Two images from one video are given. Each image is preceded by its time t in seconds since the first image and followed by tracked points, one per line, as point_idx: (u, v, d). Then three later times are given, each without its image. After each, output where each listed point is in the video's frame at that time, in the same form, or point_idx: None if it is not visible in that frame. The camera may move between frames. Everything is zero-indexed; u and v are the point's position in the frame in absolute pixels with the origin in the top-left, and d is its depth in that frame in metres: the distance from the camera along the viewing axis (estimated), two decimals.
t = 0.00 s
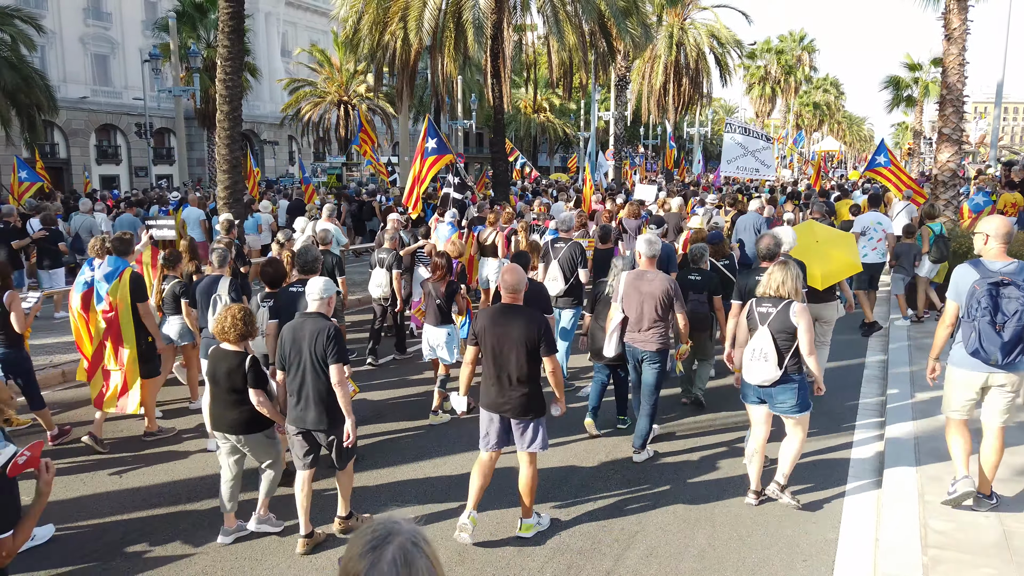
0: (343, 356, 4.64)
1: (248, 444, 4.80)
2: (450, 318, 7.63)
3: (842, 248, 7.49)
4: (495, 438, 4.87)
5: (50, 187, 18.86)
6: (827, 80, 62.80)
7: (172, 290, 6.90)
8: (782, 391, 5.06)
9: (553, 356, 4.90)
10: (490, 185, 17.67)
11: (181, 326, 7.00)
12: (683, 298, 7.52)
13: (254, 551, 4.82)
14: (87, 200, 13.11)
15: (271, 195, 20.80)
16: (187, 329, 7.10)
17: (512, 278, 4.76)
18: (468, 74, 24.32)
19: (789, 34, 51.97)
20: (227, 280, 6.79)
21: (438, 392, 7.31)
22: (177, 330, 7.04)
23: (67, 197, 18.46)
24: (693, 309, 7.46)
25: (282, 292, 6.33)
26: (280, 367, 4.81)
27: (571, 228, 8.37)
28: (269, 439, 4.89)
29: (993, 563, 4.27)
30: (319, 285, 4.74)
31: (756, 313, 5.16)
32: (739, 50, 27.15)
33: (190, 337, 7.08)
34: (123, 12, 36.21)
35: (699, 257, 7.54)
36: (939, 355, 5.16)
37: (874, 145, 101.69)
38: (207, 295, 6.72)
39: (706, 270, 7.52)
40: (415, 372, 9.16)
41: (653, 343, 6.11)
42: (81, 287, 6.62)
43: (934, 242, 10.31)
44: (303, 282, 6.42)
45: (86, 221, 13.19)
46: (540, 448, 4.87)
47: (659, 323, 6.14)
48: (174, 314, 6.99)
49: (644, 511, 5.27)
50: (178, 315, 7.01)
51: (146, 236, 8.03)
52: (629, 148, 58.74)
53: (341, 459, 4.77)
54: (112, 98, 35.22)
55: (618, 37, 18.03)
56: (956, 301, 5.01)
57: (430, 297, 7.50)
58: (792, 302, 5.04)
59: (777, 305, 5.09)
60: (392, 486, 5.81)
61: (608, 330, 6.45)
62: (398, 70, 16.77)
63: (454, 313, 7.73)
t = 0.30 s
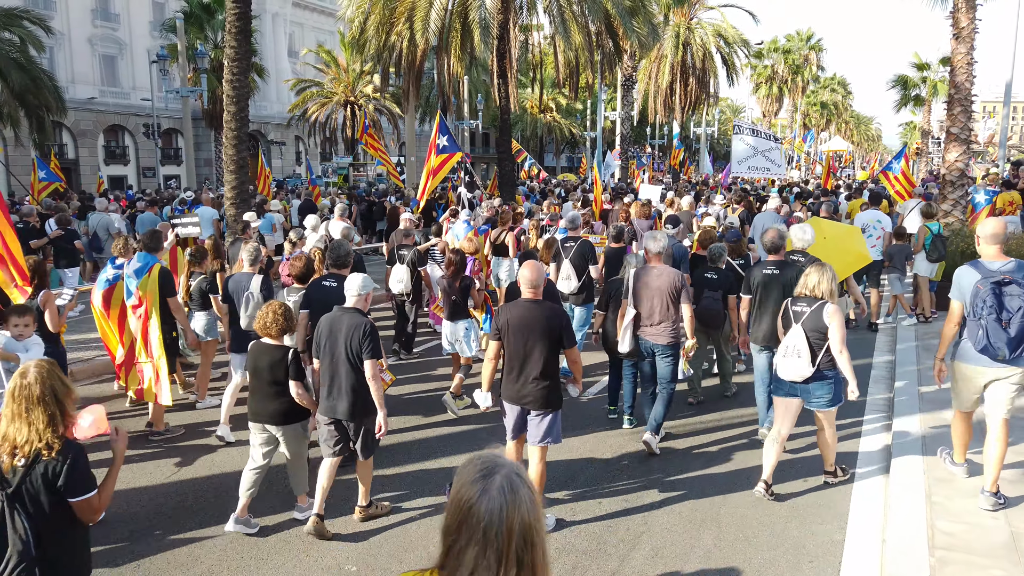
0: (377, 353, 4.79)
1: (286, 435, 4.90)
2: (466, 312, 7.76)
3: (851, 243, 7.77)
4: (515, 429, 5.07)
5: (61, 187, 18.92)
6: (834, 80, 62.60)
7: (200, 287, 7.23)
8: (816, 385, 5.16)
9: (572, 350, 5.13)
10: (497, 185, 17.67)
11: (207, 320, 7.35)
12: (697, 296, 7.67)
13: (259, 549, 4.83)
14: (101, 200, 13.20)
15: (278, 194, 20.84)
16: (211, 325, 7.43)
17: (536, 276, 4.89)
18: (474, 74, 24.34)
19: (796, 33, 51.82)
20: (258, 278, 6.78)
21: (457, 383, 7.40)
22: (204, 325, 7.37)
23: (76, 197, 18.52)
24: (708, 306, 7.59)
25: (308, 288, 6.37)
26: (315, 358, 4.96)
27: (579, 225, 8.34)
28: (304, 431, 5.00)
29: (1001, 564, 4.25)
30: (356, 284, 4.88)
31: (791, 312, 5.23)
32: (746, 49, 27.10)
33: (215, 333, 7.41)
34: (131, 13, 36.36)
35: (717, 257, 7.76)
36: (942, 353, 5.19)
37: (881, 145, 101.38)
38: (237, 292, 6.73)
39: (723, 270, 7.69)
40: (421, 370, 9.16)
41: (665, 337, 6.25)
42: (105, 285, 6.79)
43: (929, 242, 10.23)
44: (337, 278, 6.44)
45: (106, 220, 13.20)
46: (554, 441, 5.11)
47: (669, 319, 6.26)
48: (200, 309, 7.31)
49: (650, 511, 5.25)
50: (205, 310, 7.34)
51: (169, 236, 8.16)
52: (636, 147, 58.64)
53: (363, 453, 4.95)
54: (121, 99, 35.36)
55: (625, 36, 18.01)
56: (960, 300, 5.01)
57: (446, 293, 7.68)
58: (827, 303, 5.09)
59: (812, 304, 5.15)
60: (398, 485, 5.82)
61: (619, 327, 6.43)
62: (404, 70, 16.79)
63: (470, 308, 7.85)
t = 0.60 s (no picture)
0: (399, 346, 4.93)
1: (318, 422, 5.15)
2: (483, 308, 7.72)
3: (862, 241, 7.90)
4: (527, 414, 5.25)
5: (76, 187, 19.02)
6: (841, 79, 62.36)
7: (221, 287, 7.44)
8: (847, 367, 5.40)
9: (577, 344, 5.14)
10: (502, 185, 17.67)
11: (230, 319, 7.44)
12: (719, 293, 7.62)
13: (263, 549, 4.83)
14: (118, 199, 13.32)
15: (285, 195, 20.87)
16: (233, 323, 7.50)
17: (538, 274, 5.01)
18: (480, 74, 24.35)
19: (803, 33, 51.64)
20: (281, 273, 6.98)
21: (462, 380, 7.54)
22: (226, 322, 7.48)
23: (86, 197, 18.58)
24: (727, 302, 7.58)
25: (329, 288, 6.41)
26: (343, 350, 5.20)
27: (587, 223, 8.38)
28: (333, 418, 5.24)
29: (1008, 566, 4.23)
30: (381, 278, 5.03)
31: (824, 298, 5.47)
32: (752, 49, 27.03)
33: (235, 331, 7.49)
34: (138, 15, 36.49)
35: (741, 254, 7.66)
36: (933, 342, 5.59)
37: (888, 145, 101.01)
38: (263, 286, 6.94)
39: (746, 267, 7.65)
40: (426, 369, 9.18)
41: (676, 333, 6.33)
42: (127, 285, 6.80)
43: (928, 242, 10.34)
44: (353, 275, 6.47)
45: (121, 220, 13.26)
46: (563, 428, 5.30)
47: (682, 315, 6.31)
48: (223, 307, 7.47)
49: (655, 511, 5.24)
50: (227, 309, 7.48)
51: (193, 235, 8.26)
52: (641, 147, 58.58)
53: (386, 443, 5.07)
54: (128, 100, 35.50)
55: (630, 36, 17.97)
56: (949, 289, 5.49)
57: (460, 290, 7.66)
58: (860, 291, 5.33)
59: (845, 291, 5.40)
60: (403, 484, 5.82)
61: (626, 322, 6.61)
62: (410, 71, 16.82)
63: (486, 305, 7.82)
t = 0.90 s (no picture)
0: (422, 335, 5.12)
1: (341, 415, 5.27)
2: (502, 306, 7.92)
3: (875, 238, 8.02)
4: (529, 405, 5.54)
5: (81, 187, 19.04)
6: (848, 79, 62.17)
7: (241, 282, 7.43)
8: (865, 366, 5.48)
9: (578, 331, 5.32)
10: (508, 185, 17.68)
11: (251, 314, 7.49)
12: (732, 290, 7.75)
13: (267, 548, 4.83)
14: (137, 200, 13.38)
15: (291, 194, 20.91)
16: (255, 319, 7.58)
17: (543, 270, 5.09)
18: (485, 74, 24.35)
19: (810, 33, 51.50)
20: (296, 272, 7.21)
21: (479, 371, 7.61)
22: (247, 318, 7.52)
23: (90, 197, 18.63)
24: (740, 300, 7.66)
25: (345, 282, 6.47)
26: (367, 346, 5.35)
27: (606, 224, 8.45)
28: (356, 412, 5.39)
29: (1015, 568, 4.21)
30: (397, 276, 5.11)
31: (835, 299, 5.51)
32: (758, 49, 26.97)
33: (258, 325, 7.54)
34: (145, 15, 36.64)
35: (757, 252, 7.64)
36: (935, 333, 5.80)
37: (896, 145, 100.72)
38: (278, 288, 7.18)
39: (759, 266, 7.73)
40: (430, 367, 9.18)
41: (688, 330, 6.32)
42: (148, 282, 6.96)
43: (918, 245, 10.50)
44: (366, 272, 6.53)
45: (138, 222, 13.31)
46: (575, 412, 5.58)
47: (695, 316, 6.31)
48: (243, 302, 7.46)
49: (659, 511, 5.22)
50: (247, 304, 7.51)
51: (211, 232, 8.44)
52: (647, 147, 58.51)
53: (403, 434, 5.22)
54: (135, 100, 35.61)
55: (636, 36, 17.94)
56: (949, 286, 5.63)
57: (483, 289, 7.81)
58: (868, 290, 5.38)
59: (855, 292, 5.45)
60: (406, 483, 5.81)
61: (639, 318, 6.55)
62: (416, 71, 16.83)
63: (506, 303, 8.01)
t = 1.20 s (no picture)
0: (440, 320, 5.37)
1: (357, 405, 5.54)
2: (519, 301, 8.18)
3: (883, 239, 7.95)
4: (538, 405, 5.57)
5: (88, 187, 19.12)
6: (855, 79, 61.87)
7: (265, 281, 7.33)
8: (877, 356, 5.85)
9: (592, 330, 5.50)
10: (513, 185, 17.67)
11: (272, 311, 7.46)
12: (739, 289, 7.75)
13: (267, 550, 4.81)
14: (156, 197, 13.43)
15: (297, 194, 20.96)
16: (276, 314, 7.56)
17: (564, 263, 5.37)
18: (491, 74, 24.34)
19: (816, 33, 51.31)
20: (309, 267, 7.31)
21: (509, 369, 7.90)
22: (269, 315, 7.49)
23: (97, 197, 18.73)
24: (747, 300, 7.69)
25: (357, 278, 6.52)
26: (387, 337, 5.56)
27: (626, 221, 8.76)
28: (375, 403, 5.64)
29: (1020, 570, 4.18)
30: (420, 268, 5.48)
31: (846, 292, 5.87)
32: (765, 48, 26.89)
33: (280, 322, 7.55)
34: (151, 16, 36.76)
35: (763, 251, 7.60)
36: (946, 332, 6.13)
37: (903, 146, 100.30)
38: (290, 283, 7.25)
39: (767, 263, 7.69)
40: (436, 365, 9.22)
41: (700, 324, 6.62)
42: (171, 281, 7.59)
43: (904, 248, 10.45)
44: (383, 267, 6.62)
45: (156, 219, 13.34)
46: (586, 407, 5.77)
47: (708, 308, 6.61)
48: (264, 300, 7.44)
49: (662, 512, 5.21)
50: (270, 302, 7.47)
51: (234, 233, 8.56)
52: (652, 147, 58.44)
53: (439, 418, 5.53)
54: (142, 100, 35.76)
55: (641, 35, 17.90)
56: (962, 279, 5.95)
57: (503, 283, 8.06)
58: (878, 282, 5.77)
59: (865, 284, 5.81)
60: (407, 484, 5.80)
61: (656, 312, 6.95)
62: (421, 72, 16.86)
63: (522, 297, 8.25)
